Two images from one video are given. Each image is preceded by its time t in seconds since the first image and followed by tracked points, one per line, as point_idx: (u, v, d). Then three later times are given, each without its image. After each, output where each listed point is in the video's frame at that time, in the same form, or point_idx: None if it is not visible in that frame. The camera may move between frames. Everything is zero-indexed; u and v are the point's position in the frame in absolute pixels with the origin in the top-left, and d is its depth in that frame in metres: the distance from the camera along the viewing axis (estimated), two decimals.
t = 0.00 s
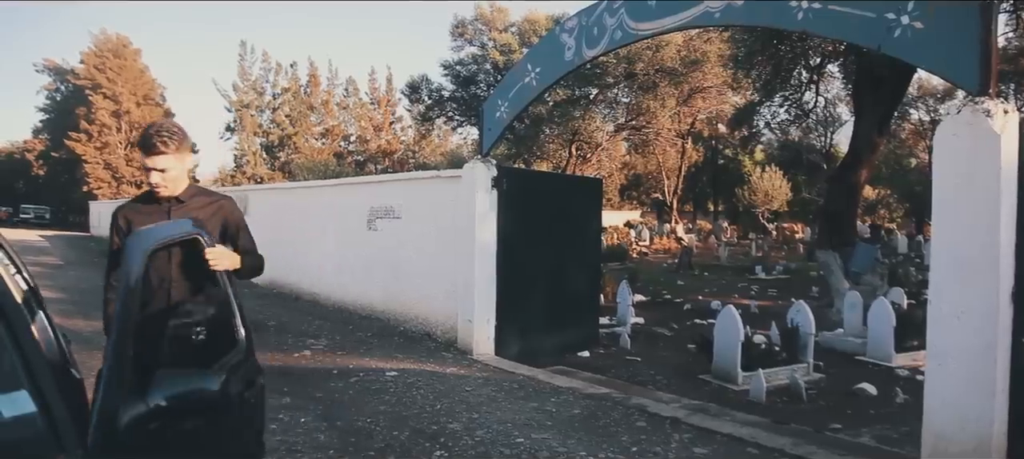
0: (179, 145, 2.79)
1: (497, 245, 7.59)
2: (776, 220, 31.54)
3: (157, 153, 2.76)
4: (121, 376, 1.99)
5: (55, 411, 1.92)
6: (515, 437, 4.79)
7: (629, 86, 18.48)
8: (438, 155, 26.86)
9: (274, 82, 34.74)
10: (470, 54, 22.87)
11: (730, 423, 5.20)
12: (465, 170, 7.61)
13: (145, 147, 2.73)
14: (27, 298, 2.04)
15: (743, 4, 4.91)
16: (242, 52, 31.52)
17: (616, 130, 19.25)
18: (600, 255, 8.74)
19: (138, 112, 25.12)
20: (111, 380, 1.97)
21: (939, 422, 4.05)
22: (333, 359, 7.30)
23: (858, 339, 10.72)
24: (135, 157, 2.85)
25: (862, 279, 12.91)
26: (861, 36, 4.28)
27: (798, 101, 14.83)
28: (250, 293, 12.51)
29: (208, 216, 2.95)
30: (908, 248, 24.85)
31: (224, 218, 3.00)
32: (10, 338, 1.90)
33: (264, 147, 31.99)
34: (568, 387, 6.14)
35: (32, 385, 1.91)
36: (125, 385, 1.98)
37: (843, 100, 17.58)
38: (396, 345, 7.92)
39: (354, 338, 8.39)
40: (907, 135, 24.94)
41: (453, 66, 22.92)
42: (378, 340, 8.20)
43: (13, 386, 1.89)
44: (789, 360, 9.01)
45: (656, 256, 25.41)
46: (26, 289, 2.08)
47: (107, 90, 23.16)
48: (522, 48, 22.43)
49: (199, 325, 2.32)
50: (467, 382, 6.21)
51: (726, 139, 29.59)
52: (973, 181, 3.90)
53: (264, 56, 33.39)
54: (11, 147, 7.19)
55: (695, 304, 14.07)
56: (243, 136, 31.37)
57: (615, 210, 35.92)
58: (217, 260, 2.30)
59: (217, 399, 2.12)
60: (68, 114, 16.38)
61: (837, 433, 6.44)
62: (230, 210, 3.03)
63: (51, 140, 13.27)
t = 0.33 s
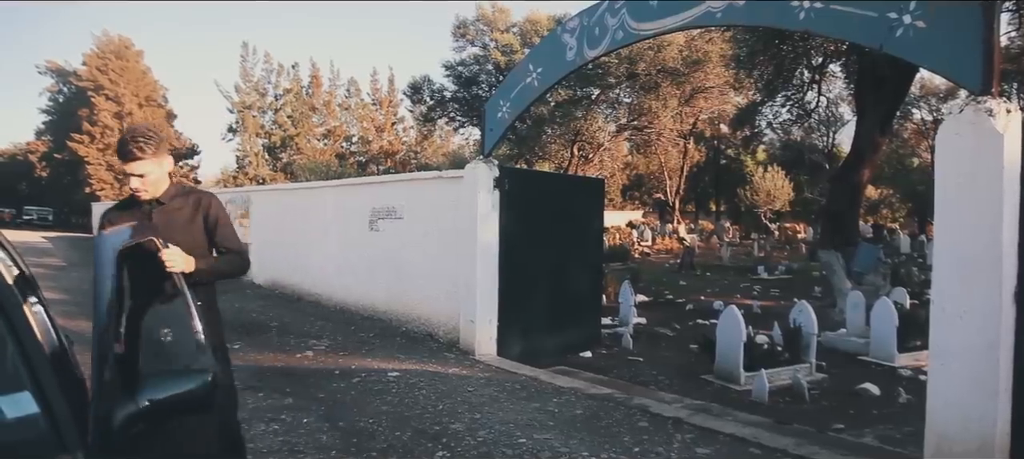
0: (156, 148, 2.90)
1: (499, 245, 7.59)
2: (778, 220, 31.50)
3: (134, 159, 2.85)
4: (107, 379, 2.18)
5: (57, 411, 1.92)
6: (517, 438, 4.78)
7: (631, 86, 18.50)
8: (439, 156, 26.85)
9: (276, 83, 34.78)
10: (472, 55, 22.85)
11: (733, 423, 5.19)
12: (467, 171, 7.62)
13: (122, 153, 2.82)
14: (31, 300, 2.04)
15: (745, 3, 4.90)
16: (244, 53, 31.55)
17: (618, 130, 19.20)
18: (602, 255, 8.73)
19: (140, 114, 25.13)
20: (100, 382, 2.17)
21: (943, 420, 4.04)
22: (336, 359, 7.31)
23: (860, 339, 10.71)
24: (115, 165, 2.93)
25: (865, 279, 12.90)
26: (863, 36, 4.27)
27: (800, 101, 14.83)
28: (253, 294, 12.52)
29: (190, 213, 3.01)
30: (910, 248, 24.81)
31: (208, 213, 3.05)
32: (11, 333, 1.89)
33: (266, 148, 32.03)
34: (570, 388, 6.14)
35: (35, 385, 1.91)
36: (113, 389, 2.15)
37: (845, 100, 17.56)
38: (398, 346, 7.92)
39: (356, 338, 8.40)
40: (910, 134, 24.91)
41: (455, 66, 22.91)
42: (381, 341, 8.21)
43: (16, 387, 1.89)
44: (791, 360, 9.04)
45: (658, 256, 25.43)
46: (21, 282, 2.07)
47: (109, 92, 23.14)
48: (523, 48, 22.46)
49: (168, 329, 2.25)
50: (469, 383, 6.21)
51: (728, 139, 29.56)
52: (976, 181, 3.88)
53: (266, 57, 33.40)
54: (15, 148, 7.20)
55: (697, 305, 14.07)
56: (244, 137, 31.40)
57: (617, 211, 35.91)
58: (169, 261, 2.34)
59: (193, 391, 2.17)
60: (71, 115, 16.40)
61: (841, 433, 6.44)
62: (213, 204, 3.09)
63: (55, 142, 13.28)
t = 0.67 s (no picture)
0: (147, 149, 3.04)
1: (501, 244, 7.59)
2: (781, 220, 31.46)
3: (126, 160, 3.00)
4: (106, 386, 2.20)
5: (60, 411, 1.91)
6: (519, 438, 4.77)
7: (633, 86, 18.49)
8: (442, 156, 26.88)
9: (279, 83, 34.85)
10: (475, 55, 22.87)
11: (735, 423, 5.19)
12: (468, 171, 7.62)
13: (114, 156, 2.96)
14: (32, 301, 2.08)
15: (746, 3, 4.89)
16: (247, 54, 31.61)
17: (620, 129, 19.21)
18: (605, 254, 8.72)
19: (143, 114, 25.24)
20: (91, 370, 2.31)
21: (945, 420, 4.03)
22: (338, 359, 7.31)
23: (863, 339, 10.69)
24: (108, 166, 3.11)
25: (868, 279, 12.90)
26: (865, 35, 4.27)
27: (802, 100, 14.83)
28: (256, 294, 12.54)
29: (177, 214, 3.21)
30: (914, 248, 24.76)
31: (193, 214, 3.23)
32: (11, 330, 1.91)
33: (269, 148, 32.11)
34: (573, 388, 6.13)
35: (38, 386, 1.91)
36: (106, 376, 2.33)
37: (847, 100, 17.51)
38: (400, 346, 7.92)
39: (358, 338, 8.40)
40: (912, 133, 24.84)
41: (457, 66, 22.95)
42: (383, 341, 8.21)
43: (19, 386, 1.89)
44: (793, 361, 9.08)
45: (660, 256, 25.43)
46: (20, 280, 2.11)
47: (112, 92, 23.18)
48: (525, 48, 22.48)
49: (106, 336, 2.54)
50: (471, 383, 6.20)
51: (731, 139, 29.55)
52: (979, 180, 3.87)
53: (268, 57, 33.45)
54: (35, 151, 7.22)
55: (699, 304, 14.06)
56: (248, 138, 31.49)
57: (619, 211, 35.90)
58: (123, 263, 2.73)
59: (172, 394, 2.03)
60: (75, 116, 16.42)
61: (843, 434, 6.44)
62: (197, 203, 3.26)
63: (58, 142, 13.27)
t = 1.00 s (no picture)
0: (145, 148, 3.07)
1: (503, 244, 7.59)
2: (783, 220, 31.41)
3: (124, 159, 3.04)
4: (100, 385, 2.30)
5: (61, 412, 1.91)
6: (521, 438, 4.77)
7: (636, 87, 18.49)
8: (444, 156, 26.88)
9: (281, 84, 34.87)
10: (477, 55, 22.85)
11: (738, 423, 5.19)
12: (471, 171, 7.60)
13: (111, 153, 3.03)
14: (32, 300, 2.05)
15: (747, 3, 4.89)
16: (249, 55, 31.62)
17: (623, 130, 19.17)
18: (607, 254, 8.71)
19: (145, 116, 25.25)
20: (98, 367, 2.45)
21: (949, 418, 4.00)
22: (340, 359, 7.32)
23: (866, 339, 10.68)
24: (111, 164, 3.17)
25: (871, 279, 12.90)
26: (867, 34, 4.25)
27: (805, 99, 14.81)
28: (258, 295, 12.54)
29: (170, 214, 3.19)
30: (916, 247, 24.71)
31: (182, 213, 3.19)
32: (11, 325, 1.89)
33: (271, 149, 32.13)
34: (575, 388, 6.13)
35: (39, 387, 1.91)
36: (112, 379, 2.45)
37: (849, 100, 17.46)
38: (402, 347, 7.91)
39: (360, 339, 8.39)
40: (915, 132, 24.82)
41: (459, 67, 22.96)
42: (385, 342, 8.20)
43: (20, 386, 1.88)
44: (796, 360, 9.06)
45: (663, 257, 25.39)
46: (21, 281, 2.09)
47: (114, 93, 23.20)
48: (527, 48, 22.40)
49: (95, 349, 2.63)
50: (473, 383, 6.20)
51: (733, 139, 29.57)
52: (982, 180, 3.85)
53: (271, 58, 33.47)
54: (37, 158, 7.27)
55: (702, 304, 14.04)
56: (249, 139, 32.05)
57: (621, 211, 35.86)
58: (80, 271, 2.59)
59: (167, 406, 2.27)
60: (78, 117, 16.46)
61: (847, 433, 6.44)
62: (182, 200, 3.21)
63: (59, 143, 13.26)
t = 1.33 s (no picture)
0: (289, 131, 3.39)
1: (462, 218, 7.48)
2: (739, 198, 31.78)
3: (273, 133, 3.35)
4: None
5: None
6: (479, 415, 4.70)
7: (596, 63, 18.46)
8: (402, 131, 26.58)
9: (235, 54, 34.09)
10: (436, 28, 22.51)
11: (696, 398, 5.19)
12: (428, 143, 7.43)
13: (268, 120, 3.35)
14: None
15: None
16: (202, 24, 30.80)
17: (583, 106, 19.20)
18: (565, 229, 8.66)
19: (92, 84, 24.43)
20: None
21: (903, 397, 3.97)
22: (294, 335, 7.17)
23: (819, 315, 10.87)
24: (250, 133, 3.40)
25: (824, 256, 13.14)
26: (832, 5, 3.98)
27: (763, 79, 14.92)
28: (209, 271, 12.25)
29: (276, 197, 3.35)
30: (867, 227, 25.22)
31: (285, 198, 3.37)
32: None
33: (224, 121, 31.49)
34: (533, 363, 6.08)
35: None
36: None
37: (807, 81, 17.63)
38: (358, 322, 7.77)
39: (315, 315, 8.23)
40: (868, 114, 25.25)
41: (419, 40, 22.62)
42: (340, 317, 8.05)
43: None
44: (752, 336, 9.15)
45: (621, 233, 25.53)
46: None
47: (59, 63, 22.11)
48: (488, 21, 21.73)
49: None
50: (430, 359, 6.10)
51: (691, 117, 29.78)
52: (942, 159, 3.83)
53: (224, 29, 32.66)
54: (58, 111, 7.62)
55: (659, 281, 14.14)
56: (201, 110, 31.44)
57: (580, 188, 35.93)
58: None
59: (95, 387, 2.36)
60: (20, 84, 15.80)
61: (801, 407, 6.53)
62: (235, 187, 3.18)
63: None
